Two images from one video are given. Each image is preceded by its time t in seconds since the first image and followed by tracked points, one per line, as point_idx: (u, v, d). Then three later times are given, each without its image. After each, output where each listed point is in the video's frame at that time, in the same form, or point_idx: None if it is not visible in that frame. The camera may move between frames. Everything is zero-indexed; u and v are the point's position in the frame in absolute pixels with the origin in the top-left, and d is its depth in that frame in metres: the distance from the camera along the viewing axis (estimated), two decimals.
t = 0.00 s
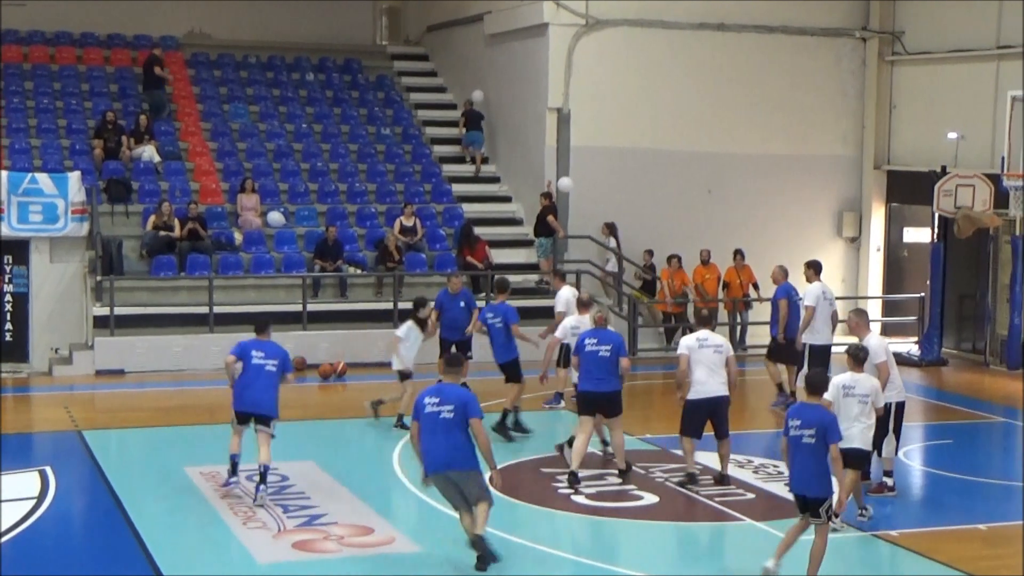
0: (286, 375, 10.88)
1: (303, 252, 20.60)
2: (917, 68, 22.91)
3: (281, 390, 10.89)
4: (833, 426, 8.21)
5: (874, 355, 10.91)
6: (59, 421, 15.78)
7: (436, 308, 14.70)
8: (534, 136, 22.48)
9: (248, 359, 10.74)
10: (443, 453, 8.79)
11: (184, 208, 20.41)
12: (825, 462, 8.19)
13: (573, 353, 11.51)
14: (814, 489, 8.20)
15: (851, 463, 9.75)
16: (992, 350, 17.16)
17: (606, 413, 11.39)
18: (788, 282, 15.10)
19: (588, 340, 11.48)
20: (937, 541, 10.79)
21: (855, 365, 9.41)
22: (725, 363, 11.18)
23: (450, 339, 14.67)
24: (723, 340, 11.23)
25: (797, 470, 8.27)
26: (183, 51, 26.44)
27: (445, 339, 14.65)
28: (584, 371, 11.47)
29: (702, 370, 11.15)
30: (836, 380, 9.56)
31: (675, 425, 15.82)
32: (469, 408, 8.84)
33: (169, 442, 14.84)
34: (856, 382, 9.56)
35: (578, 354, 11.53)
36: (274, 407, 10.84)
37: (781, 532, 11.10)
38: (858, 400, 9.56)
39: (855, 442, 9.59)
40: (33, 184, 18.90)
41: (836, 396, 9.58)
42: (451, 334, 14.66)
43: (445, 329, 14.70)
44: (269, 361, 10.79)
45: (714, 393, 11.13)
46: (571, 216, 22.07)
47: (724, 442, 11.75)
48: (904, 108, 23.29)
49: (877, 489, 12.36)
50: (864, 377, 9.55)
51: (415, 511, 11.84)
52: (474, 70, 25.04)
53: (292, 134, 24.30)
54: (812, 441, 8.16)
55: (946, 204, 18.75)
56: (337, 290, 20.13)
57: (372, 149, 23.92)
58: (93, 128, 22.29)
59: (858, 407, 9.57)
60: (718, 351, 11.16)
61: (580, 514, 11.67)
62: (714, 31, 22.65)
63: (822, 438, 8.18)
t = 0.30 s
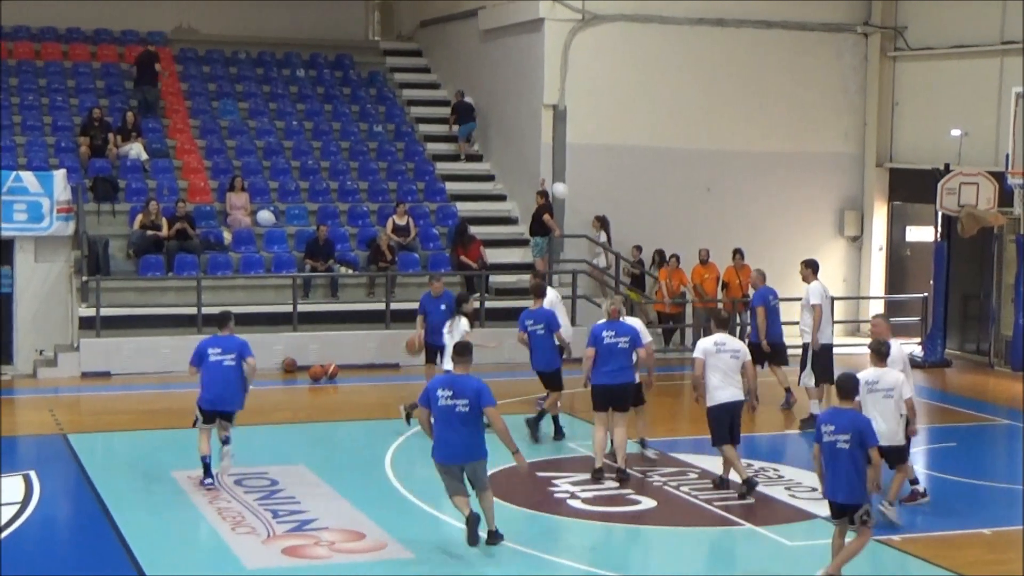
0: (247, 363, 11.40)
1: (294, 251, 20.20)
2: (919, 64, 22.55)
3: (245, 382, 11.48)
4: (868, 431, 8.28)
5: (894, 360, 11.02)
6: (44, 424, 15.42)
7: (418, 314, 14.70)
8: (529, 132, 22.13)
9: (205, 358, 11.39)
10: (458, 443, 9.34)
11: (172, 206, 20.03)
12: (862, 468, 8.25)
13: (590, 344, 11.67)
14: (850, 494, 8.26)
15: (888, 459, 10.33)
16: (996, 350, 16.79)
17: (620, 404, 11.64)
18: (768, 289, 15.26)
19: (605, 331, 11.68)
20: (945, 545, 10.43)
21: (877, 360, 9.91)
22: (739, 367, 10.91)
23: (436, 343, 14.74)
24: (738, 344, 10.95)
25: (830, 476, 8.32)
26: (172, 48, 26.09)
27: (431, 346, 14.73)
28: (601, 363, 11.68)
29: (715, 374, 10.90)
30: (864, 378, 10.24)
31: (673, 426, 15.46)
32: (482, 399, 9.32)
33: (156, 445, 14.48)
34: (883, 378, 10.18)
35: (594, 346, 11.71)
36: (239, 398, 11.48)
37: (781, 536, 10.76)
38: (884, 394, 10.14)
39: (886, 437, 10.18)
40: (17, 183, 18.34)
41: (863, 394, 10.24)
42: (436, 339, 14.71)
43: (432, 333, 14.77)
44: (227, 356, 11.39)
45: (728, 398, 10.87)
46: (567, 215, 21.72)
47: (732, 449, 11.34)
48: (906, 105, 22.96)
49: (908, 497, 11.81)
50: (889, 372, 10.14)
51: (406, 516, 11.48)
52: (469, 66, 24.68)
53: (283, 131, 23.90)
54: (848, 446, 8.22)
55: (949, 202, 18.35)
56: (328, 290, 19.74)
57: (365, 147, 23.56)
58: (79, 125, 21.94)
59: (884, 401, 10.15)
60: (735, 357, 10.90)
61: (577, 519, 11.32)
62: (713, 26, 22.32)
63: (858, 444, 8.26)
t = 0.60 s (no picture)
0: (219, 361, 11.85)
1: (281, 252, 20.04)
2: (910, 62, 22.45)
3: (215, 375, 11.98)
4: (909, 447, 7.81)
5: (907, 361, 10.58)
6: (27, 427, 15.24)
7: (399, 316, 14.62)
8: (519, 131, 21.99)
9: (180, 347, 11.88)
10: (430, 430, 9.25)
11: (157, 206, 19.86)
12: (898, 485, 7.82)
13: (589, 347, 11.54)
14: (887, 513, 7.79)
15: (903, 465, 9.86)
16: (988, 351, 16.65)
17: (622, 405, 11.52)
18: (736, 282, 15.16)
19: (605, 335, 11.52)
20: (940, 548, 10.30)
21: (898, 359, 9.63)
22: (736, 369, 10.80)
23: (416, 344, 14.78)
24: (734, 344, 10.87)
25: (867, 492, 7.81)
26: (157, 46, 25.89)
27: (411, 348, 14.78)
28: (602, 364, 11.54)
29: (718, 377, 10.75)
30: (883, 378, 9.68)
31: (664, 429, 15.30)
32: (454, 387, 9.30)
33: (140, 448, 14.31)
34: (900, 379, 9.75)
35: (593, 349, 11.55)
36: (209, 389, 11.95)
37: (771, 538, 10.64)
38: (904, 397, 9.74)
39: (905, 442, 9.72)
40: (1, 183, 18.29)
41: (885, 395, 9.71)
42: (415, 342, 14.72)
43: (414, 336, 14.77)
44: (199, 348, 11.87)
45: (731, 401, 10.75)
46: (557, 214, 21.57)
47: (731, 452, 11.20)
48: (897, 103, 22.85)
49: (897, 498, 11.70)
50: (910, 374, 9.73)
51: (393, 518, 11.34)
52: (457, 65, 24.52)
53: (269, 131, 23.70)
54: (889, 465, 7.75)
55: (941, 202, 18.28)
56: (316, 290, 19.60)
57: (353, 146, 23.39)
58: (63, 124, 21.75)
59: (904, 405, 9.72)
60: (737, 359, 10.78)
61: (566, 522, 11.19)
62: (703, 24, 22.19)
63: (899, 461, 7.78)
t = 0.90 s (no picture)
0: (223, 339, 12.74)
1: (285, 253, 20.04)
2: (915, 62, 22.44)
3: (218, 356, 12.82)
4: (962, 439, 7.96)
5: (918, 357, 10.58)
6: (34, 427, 15.25)
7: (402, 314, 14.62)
8: (523, 132, 21.99)
9: (183, 332, 12.74)
10: (392, 413, 9.49)
11: (162, 207, 19.88)
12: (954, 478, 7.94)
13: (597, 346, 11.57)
14: (946, 506, 7.91)
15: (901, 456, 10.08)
16: (994, 351, 16.63)
17: (631, 403, 11.55)
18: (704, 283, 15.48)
19: (613, 331, 11.60)
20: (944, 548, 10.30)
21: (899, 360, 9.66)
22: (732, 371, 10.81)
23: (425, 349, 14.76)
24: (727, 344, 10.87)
25: (925, 488, 7.88)
26: (161, 46, 25.90)
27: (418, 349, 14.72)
28: (611, 362, 11.58)
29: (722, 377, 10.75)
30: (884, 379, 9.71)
31: (667, 429, 15.29)
32: (414, 370, 9.52)
33: (147, 449, 14.32)
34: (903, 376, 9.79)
35: (601, 346, 11.62)
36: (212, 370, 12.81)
37: (777, 538, 10.64)
38: (907, 395, 9.82)
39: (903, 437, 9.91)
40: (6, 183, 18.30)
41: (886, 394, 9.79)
42: (421, 344, 14.69)
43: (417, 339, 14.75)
44: (200, 332, 12.74)
45: (734, 401, 10.77)
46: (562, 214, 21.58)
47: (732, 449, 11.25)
48: (902, 103, 22.84)
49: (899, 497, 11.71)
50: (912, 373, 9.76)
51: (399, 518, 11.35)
52: (461, 65, 24.51)
53: (274, 131, 23.70)
54: (952, 458, 7.85)
55: (946, 202, 18.31)
56: (321, 291, 19.60)
57: (357, 147, 23.39)
58: (68, 125, 21.78)
59: (909, 402, 9.83)
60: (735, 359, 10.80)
61: (572, 522, 11.22)
62: (708, 25, 22.19)
63: (956, 455, 7.92)
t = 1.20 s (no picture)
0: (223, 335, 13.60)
1: (294, 253, 20.06)
2: (924, 61, 22.40)
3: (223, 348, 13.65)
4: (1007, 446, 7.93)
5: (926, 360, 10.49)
6: (44, 428, 15.28)
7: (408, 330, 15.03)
8: (531, 132, 21.98)
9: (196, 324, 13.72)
10: (360, 418, 9.85)
11: (171, 208, 19.90)
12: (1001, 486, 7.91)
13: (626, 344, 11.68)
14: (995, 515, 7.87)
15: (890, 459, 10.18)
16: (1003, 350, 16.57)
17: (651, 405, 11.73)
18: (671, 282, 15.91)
19: (643, 331, 11.75)
20: (952, 547, 10.29)
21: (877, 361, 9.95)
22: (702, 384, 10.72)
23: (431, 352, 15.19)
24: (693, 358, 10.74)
25: (974, 497, 7.83)
26: (170, 47, 25.93)
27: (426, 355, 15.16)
28: (636, 363, 11.73)
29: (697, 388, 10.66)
30: (866, 379, 9.97)
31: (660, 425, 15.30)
32: (385, 377, 9.86)
33: (156, 448, 14.35)
34: (886, 378, 10.01)
35: (629, 346, 11.75)
36: (219, 360, 13.71)
37: (785, 537, 10.64)
38: (892, 395, 10.00)
39: (890, 437, 10.05)
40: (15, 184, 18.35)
41: (871, 395, 9.98)
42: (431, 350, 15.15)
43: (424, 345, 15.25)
44: (209, 325, 13.67)
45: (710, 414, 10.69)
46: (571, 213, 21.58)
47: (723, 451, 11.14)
48: (911, 102, 22.80)
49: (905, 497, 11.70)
50: (892, 376, 10.00)
51: (407, 518, 11.35)
52: (469, 65, 24.50)
53: (282, 132, 23.72)
54: (999, 466, 7.82)
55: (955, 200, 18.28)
56: (329, 291, 19.61)
57: (365, 147, 23.41)
58: (76, 126, 21.82)
59: (893, 402, 10.01)
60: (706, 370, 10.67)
61: (580, 521, 11.23)
62: (716, 24, 22.17)
63: (1001, 462, 7.88)
